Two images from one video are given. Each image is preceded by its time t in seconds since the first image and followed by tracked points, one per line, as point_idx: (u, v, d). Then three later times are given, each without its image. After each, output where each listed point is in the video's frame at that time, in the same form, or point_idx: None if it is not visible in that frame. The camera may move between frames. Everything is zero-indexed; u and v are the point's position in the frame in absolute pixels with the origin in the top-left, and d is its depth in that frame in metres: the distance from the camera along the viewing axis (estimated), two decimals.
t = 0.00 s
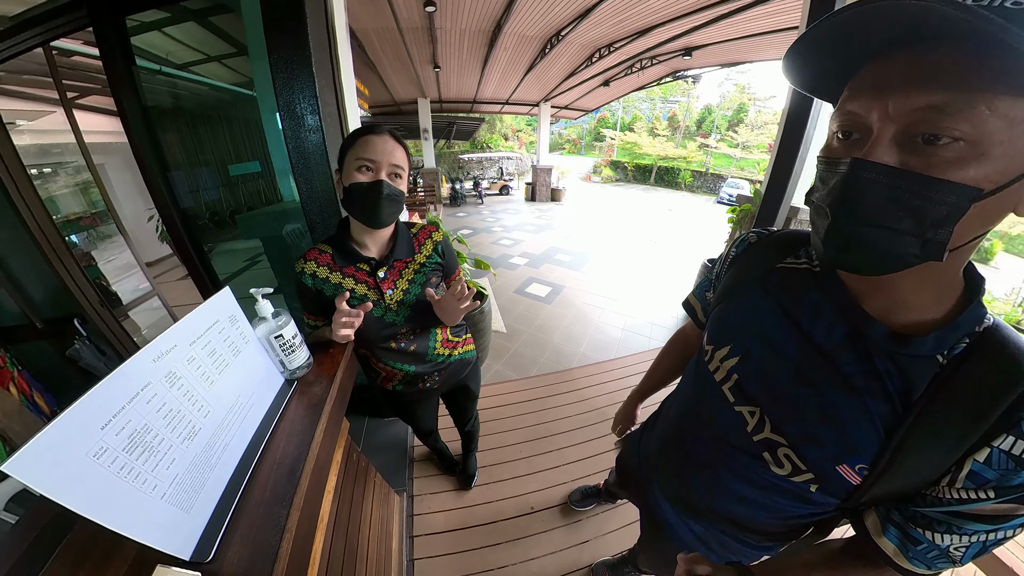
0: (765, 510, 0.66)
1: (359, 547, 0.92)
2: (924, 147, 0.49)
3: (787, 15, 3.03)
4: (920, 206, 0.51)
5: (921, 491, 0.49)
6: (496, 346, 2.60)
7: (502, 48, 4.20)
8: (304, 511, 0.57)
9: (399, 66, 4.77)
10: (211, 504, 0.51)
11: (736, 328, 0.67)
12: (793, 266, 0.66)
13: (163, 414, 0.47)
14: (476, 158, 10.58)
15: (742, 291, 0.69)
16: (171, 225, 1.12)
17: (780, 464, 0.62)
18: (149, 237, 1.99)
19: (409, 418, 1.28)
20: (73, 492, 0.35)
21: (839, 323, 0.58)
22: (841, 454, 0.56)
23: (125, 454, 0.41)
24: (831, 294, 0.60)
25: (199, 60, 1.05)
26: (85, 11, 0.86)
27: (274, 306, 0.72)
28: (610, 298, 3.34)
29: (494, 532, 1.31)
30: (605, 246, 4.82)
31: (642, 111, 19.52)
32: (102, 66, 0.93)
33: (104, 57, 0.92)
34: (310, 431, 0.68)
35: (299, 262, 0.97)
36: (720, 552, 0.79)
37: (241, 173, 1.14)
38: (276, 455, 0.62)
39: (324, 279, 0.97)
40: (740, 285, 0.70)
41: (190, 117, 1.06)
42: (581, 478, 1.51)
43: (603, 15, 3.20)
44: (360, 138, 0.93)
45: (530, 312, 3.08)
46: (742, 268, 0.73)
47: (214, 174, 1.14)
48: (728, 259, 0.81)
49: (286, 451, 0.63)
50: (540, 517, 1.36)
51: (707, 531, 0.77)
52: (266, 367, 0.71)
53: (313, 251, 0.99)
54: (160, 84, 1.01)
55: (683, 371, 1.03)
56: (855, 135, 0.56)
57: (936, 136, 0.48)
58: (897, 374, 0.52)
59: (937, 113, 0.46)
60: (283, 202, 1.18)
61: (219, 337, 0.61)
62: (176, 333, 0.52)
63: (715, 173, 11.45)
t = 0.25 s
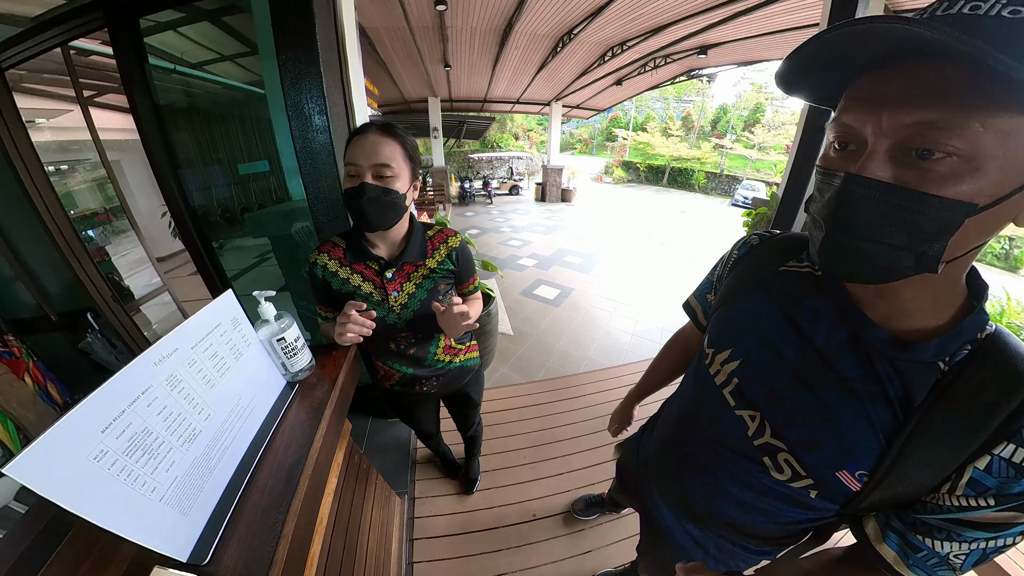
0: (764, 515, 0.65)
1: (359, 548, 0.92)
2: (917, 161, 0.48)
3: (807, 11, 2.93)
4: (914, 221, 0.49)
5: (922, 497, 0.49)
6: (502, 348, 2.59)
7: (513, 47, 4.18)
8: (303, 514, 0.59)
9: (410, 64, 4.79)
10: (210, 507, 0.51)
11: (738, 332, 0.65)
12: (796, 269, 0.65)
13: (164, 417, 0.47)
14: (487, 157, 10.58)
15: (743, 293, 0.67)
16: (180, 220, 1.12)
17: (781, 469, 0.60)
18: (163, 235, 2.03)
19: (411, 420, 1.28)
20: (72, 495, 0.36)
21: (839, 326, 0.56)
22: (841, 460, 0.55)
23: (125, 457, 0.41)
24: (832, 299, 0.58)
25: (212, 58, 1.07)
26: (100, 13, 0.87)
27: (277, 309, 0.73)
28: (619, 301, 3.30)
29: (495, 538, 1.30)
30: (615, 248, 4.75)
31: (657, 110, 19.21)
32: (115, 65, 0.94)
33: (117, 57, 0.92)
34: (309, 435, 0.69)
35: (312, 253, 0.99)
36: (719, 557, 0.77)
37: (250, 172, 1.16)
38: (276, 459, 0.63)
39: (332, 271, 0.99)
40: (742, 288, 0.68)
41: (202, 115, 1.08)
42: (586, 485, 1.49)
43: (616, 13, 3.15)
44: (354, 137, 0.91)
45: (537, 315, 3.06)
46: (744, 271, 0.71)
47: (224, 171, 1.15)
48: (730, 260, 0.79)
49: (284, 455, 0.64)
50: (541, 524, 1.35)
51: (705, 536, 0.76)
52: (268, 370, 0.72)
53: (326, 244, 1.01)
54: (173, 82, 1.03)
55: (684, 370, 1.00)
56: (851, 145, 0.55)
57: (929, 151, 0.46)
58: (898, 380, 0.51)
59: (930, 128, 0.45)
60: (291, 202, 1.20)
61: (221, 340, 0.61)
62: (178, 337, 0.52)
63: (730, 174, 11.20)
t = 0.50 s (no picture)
0: (771, 519, 0.64)
1: (356, 548, 0.93)
2: (929, 159, 0.48)
3: (824, 8, 2.87)
4: (921, 219, 0.50)
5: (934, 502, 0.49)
6: (509, 350, 2.57)
7: (523, 45, 4.17)
8: (296, 516, 0.59)
9: (419, 62, 4.81)
10: (205, 502, 0.51)
11: (749, 330, 0.65)
12: (809, 268, 0.65)
13: (161, 411, 0.47)
14: (496, 156, 10.57)
15: (753, 292, 0.67)
16: (188, 216, 1.14)
17: (790, 471, 0.60)
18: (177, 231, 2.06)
19: (416, 420, 1.28)
20: (65, 487, 0.36)
21: (851, 327, 0.56)
22: (849, 462, 0.54)
23: (120, 449, 0.41)
24: (844, 300, 0.58)
25: (223, 56, 1.08)
26: (114, 10, 0.88)
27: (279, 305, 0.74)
28: (628, 304, 3.26)
29: (496, 542, 1.30)
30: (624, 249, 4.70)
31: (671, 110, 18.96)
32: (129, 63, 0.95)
33: (130, 55, 0.94)
34: (307, 434, 0.69)
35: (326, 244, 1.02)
36: (724, 560, 0.75)
37: (259, 168, 1.18)
38: (274, 457, 0.63)
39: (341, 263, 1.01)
40: (751, 286, 0.68)
41: (214, 112, 1.09)
42: (591, 492, 1.47)
43: (628, 11, 3.12)
44: (370, 131, 0.89)
45: (544, 316, 3.04)
46: (754, 269, 0.71)
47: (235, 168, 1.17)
48: (739, 258, 0.78)
49: (282, 453, 0.64)
50: (544, 530, 1.33)
51: (712, 539, 0.74)
52: (269, 366, 0.72)
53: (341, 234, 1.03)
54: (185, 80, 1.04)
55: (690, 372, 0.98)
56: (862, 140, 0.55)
57: (941, 147, 0.47)
58: (912, 382, 0.50)
59: (942, 124, 0.45)
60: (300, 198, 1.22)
61: (221, 334, 0.61)
62: (178, 331, 0.53)
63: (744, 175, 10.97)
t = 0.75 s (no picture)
0: (786, 527, 0.63)
1: (357, 550, 0.93)
2: (944, 159, 0.46)
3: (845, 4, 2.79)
4: (929, 221, 0.49)
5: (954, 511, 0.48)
6: (516, 351, 2.56)
7: (535, 44, 4.14)
8: (297, 513, 0.59)
9: (429, 61, 4.83)
10: (207, 495, 0.52)
11: (758, 330, 0.64)
12: (822, 267, 0.62)
13: (165, 402, 0.48)
14: (508, 155, 10.56)
15: (762, 292, 0.65)
16: (201, 213, 1.17)
17: (803, 476, 0.59)
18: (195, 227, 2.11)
19: (421, 419, 1.28)
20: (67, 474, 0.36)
21: (866, 328, 0.55)
22: (865, 468, 0.53)
23: (123, 439, 0.42)
24: (857, 300, 0.57)
25: (237, 55, 1.10)
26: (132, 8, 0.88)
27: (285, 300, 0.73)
28: (638, 307, 3.21)
29: (498, 546, 1.29)
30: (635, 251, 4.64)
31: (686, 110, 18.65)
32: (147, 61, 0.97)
33: (147, 53, 0.96)
34: (312, 428, 0.69)
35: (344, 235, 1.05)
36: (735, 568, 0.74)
37: (270, 164, 1.19)
38: (278, 451, 0.63)
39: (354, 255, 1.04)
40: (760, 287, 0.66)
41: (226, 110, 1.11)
42: (597, 498, 1.45)
43: (641, 8, 3.07)
44: (388, 131, 0.88)
45: (552, 318, 3.01)
46: (763, 268, 0.69)
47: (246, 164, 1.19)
48: (748, 258, 0.76)
49: (286, 449, 0.64)
50: (547, 536, 1.32)
51: (722, 547, 0.73)
52: (275, 360, 0.72)
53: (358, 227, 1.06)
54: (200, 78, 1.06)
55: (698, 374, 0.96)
56: (875, 136, 0.53)
57: (956, 146, 0.45)
58: (931, 385, 0.49)
59: (958, 122, 0.43)
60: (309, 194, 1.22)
61: (228, 327, 0.62)
62: (184, 322, 0.53)
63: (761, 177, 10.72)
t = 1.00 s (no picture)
0: (795, 537, 0.61)
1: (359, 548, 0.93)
2: (961, 160, 0.44)
3: None
4: (947, 225, 0.46)
5: (973, 525, 0.45)
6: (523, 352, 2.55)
7: (545, 42, 4.11)
8: (298, 508, 0.59)
9: (439, 59, 4.84)
10: (210, 488, 0.52)
11: (767, 334, 0.62)
12: (835, 270, 0.59)
13: (173, 394, 0.48)
14: (518, 155, 10.54)
15: (772, 297, 0.63)
16: (211, 208, 1.19)
17: (815, 486, 0.56)
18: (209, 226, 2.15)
19: (424, 419, 1.28)
20: (74, 463, 0.36)
21: (881, 332, 0.52)
22: (877, 480, 0.51)
23: (130, 430, 0.42)
24: (870, 304, 0.54)
25: (249, 54, 1.12)
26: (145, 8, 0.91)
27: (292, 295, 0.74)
28: (648, 310, 3.16)
29: (500, 549, 1.28)
30: (645, 253, 4.58)
31: (701, 110, 18.34)
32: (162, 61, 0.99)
33: (162, 52, 0.98)
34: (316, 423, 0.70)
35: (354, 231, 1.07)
36: None
37: (281, 162, 1.20)
38: (282, 444, 0.64)
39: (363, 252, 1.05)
40: (771, 291, 0.64)
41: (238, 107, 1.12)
42: (601, 504, 1.43)
43: (653, 6, 3.02)
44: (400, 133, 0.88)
45: (560, 320, 2.99)
46: (773, 273, 0.67)
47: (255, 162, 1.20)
48: (758, 260, 0.74)
49: (290, 444, 0.64)
50: (550, 541, 1.30)
51: (729, 558, 0.71)
52: (281, 356, 0.73)
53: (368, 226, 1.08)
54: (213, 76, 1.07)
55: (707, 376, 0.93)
56: (889, 136, 0.50)
57: (975, 148, 0.43)
58: (950, 394, 0.46)
59: (975, 123, 0.41)
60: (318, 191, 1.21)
61: (235, 322, 0.62)
62: (192, 316, 0.53)
63: (777, 179, 10.47)
